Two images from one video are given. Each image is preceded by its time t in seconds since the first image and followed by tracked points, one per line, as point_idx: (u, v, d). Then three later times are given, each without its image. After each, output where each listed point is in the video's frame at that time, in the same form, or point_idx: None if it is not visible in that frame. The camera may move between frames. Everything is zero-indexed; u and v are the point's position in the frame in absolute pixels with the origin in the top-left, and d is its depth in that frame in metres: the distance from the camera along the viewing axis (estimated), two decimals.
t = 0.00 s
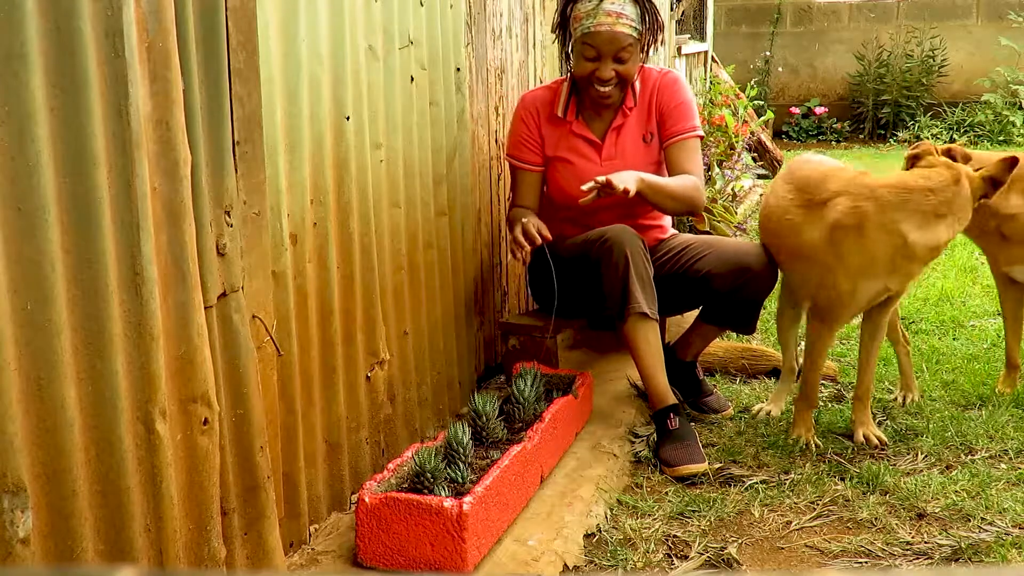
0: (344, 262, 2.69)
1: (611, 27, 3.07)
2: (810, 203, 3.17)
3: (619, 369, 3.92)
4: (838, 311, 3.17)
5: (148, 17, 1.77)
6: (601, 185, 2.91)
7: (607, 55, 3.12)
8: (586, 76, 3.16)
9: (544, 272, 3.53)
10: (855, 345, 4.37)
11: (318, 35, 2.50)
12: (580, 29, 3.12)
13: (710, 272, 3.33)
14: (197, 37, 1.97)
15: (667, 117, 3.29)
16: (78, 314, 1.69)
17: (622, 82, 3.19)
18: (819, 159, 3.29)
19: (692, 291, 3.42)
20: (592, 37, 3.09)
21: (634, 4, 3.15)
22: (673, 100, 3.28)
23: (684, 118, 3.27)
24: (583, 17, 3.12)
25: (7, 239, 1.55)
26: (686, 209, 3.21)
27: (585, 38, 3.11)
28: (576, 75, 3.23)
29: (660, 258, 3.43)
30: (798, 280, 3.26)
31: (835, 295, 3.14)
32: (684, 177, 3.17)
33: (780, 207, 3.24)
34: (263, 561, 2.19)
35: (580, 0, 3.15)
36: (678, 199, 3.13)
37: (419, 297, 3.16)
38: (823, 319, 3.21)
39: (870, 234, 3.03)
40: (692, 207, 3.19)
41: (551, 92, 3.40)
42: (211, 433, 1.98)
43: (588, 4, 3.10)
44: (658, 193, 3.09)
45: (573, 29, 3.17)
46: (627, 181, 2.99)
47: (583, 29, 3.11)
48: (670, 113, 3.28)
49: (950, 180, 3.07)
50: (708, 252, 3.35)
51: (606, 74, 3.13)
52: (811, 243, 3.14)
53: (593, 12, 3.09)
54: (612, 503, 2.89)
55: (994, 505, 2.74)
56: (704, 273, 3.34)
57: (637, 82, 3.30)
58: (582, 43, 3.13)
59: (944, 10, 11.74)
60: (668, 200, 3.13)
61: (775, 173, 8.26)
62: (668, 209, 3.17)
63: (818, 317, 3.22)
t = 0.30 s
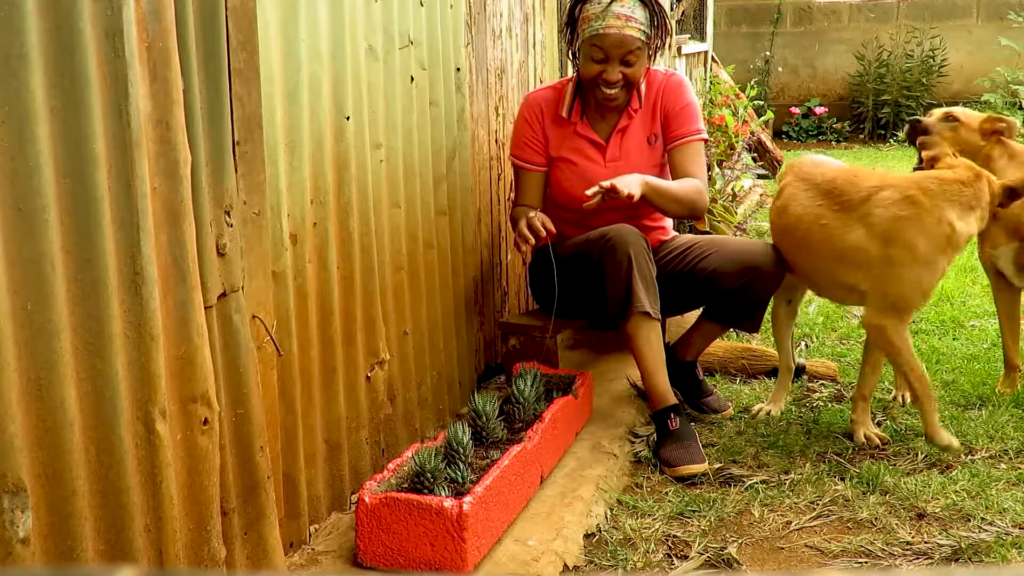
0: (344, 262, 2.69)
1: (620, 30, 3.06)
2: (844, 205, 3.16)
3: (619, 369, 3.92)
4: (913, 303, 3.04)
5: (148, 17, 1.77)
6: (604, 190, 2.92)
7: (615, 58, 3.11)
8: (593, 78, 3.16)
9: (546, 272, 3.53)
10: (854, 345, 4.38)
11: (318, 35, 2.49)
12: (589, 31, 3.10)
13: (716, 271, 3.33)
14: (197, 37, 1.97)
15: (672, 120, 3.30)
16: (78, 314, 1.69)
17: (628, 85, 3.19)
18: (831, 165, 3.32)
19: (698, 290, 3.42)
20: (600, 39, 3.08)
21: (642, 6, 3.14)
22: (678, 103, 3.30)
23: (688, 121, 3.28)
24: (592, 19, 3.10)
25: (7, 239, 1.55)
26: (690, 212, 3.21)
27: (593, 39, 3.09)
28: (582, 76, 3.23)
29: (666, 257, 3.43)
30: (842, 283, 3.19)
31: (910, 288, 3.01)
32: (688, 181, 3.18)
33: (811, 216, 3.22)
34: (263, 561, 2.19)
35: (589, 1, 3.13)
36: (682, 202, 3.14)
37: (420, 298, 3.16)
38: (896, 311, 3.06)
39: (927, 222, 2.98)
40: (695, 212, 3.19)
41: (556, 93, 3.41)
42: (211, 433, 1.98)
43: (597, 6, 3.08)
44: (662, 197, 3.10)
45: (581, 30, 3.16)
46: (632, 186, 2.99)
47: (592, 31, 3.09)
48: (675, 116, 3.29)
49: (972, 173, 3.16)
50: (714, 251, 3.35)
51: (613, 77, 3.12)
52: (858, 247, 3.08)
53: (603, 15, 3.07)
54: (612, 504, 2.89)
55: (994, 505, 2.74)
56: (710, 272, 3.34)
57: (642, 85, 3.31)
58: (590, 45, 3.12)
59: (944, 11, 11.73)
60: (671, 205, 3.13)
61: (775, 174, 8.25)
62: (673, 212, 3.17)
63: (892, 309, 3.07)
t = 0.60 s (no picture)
0: (344, 262, 2.69)
1: (636, 34, 3.06)
2: (902, 216, 3.17)
3: (619, 369, 3.92)
4: (957, 315, 3.04)
5: (148, 17, 1.77)
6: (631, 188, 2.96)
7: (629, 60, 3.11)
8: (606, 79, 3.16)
9: (548, 270, 3.52)
10: (854, 345, 4.38)
11: (318, 35, 2.49)
12: (604, 33, 3.10)
13: (719, 270, 3.34)
14: (197, 37, 1.97)
15: (683, 122, 3.30)
16: (78, 314, 1.69)
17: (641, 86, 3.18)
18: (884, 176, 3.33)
19: (701, 289, 3.43)
20: (615, 41, 3.07)
21: (657, 9, 3.14)
22: (688, 105, 3.29)
23: (699, 123, 3.29)
24: (608, 21, 3.09)
25: (6, 239, 1.55)
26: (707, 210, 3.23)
27: (608, 42, 3.09)
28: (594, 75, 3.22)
29: (670, 256, 3.44)
30: (894, 293, 3.21)
31: (956, 298, 3.02)
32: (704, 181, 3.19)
33: (868, 226, 3.24)
34: (263, 560, 2.19)
35: (605, 4, 3.13)
36: (702, 200, 3.15)
37: (420, 298, 3.16)
38: (939, 323, 3.07)
39: (986, 232, 3.00)
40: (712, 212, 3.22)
41: (566, 92, 3.39)
42: (211, 433, 1.98)
43: (613, 9, 3.08)
44: (685, 198, 3.11)
45: (596, 32, 3.15)
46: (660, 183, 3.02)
47: (607, 33, 3.08)
48: (686, 118, 3.29)
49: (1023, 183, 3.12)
50: (717, 250, 3.36)
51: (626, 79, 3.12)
52: (918, 255, 3.09)
53: (619, 18, 3.06)
54: (612, 504, 2.90)
55: (994, 505, 2.74)
56: (713, 272, 3.35)
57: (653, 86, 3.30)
58: (605, 47, 3.12)
59: (944, 11, 11.73)
60: (694, 205, 3.15)
61: (776, 174, 8.25)
62: (692, 212, 3.19)
63: (934, 320, 3.08)
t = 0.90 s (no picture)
0: (344, 262, 2.69)
1: (665, 41, 3.03)
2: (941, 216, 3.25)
3: (619, 369, 3.92)
4: (972, 320, 3.09)
5: (148, 17, 1.77)
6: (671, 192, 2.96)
7: (655, 66, 3.09)
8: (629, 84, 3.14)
9: (548, 269, 3.52)
10: (854, 345, 4.38)
11: (318, 35, 2.49)
12: (632, 37, 3.06)
13: (720, 272, 3.34)
14: (197, 37, 1.97)
15: (701, 132, 3.33)
16: (77, 314, 1.69)
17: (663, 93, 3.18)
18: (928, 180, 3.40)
19: (702, 289, 3.43)
20: (644, 46, 3.04)
21: (687, 18, 3.12)
22: (707, 115, 3.32)
23: (718, 132, 3.32)
24: (638, 25, 3.06)
25: (6, 239, 1.55)
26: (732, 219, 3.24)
27: (635, 46, 3.05)
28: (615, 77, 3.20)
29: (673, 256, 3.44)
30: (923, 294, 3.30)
31: (977, 303, 3.05)
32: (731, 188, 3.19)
33: (906, 229, 3.33)
34: (263, 560, 2.19)
35: (636, 7, 3.09)
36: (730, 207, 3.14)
37: (420, 298, 3.16)
38: (952, 324, 3.11)
39: None
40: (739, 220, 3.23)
41: (583, 91, 3.37)
42: (211, 433, 1.98)
43: (645, 13, 3.04)
44: (715, 204, 3.09)
45: (623, 34, 3.11)
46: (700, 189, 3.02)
47: (636, 37, 3.05)
48: (704, 128, 3.32)
49: None
50: (718, 251, 3.36)
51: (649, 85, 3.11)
52: (953, 257, 3.14)
53: (650, 23, 3.03)
54: (612, 504, 2.90)
55: (994, 505, 2.74)
56: (712, 273, 3.35)
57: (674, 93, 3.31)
58: (631, 50, 3.09)
59: (944, 11, 11.73)
60: (722, 210, 3.13)
61: (776, 174, 8.25)
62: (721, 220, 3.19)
63: (949, 321, 3.12)
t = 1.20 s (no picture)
0: (344, 263, 2.69)
1: (699, 57, 3.01)
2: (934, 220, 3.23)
3: (619, 369, 3.92)
4: (966, 323, 3.05)
5: (148, 17, 1.77)
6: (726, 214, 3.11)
7: (686, 79, 3.06)
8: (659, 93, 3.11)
9: (549, 269, 3.52)
10: (854, 345, 4.38)
11: (318, 35, 2.49)
12: (667, 46, 3.03)
13: (719, 275, 3.34)
14: (197, 37, 1.97)
15: (723, 148, 3.36)
16: (77, 314, 1.69)
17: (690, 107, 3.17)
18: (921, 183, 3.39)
19: (702, 291, 3.44)
20: (677, 58, 3.02)
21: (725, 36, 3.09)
22: (730, 131, 3.35)
23: (740, 150, 3.36)
24: (676, 35, 3.02)
25: (6, 239, 1.55)
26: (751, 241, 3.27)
27: (669, 56, 3.03)
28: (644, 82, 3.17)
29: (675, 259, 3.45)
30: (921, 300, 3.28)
31: (967, 305, 3.03)
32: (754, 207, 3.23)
33: (902, 233, 3.31)
34: (263, 560, 2.19)
35: (676, 16, 3.05)
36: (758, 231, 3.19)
37: (420, 298, 3.16)
38: (947, 330, 3.09)
39: (1009, 243, 2.98)
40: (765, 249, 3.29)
41: (606, 92, 3.33)
42: (211, 433, 1.98)
43: (686, 26, 3.01)
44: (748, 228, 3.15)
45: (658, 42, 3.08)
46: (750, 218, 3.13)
47: (671, 48, 3.02)
48: (727, 144, 3.36)
49: None
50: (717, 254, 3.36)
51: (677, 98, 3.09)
52: (944, 260, 3.12)
53: (688, 37, 3.00)
54: (612, 504, 2.90)
55: (994, 505, 2.74)
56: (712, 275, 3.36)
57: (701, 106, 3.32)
58: (664, 60, 3.06)
59: (944, 11, 11.74)
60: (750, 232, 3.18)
61: (776, 174, 8.25)
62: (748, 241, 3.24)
63: (943, 326, 3.10)
